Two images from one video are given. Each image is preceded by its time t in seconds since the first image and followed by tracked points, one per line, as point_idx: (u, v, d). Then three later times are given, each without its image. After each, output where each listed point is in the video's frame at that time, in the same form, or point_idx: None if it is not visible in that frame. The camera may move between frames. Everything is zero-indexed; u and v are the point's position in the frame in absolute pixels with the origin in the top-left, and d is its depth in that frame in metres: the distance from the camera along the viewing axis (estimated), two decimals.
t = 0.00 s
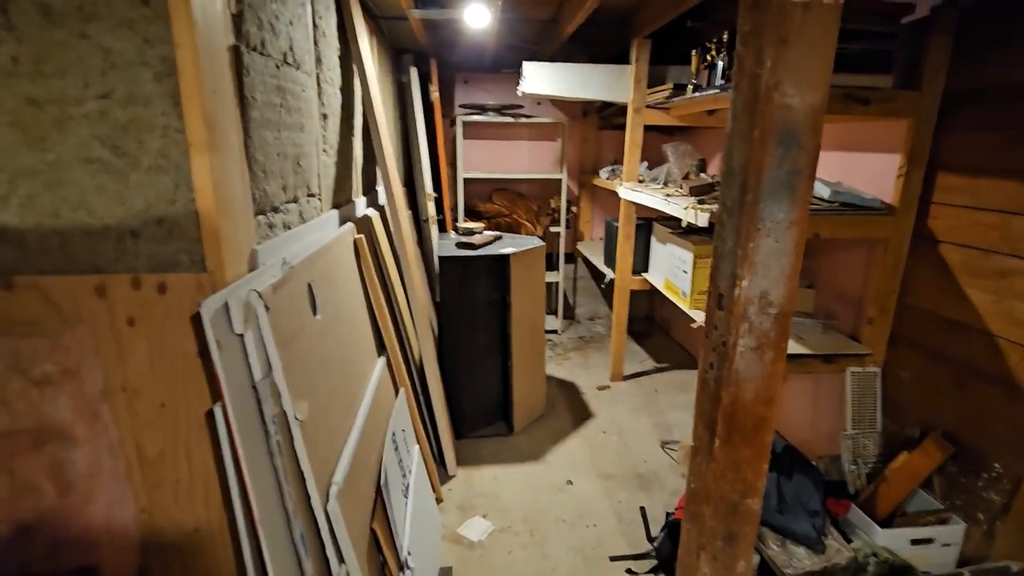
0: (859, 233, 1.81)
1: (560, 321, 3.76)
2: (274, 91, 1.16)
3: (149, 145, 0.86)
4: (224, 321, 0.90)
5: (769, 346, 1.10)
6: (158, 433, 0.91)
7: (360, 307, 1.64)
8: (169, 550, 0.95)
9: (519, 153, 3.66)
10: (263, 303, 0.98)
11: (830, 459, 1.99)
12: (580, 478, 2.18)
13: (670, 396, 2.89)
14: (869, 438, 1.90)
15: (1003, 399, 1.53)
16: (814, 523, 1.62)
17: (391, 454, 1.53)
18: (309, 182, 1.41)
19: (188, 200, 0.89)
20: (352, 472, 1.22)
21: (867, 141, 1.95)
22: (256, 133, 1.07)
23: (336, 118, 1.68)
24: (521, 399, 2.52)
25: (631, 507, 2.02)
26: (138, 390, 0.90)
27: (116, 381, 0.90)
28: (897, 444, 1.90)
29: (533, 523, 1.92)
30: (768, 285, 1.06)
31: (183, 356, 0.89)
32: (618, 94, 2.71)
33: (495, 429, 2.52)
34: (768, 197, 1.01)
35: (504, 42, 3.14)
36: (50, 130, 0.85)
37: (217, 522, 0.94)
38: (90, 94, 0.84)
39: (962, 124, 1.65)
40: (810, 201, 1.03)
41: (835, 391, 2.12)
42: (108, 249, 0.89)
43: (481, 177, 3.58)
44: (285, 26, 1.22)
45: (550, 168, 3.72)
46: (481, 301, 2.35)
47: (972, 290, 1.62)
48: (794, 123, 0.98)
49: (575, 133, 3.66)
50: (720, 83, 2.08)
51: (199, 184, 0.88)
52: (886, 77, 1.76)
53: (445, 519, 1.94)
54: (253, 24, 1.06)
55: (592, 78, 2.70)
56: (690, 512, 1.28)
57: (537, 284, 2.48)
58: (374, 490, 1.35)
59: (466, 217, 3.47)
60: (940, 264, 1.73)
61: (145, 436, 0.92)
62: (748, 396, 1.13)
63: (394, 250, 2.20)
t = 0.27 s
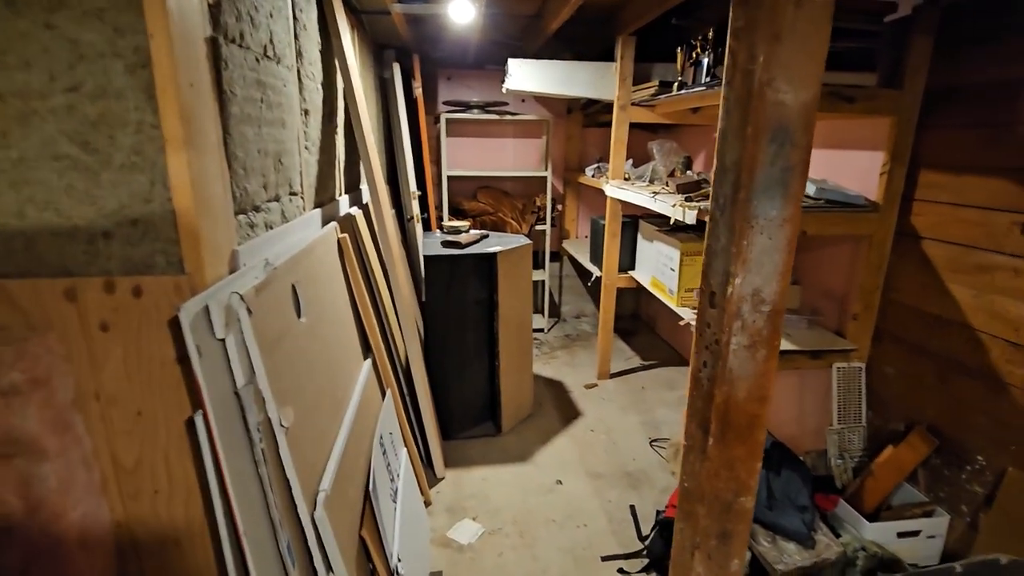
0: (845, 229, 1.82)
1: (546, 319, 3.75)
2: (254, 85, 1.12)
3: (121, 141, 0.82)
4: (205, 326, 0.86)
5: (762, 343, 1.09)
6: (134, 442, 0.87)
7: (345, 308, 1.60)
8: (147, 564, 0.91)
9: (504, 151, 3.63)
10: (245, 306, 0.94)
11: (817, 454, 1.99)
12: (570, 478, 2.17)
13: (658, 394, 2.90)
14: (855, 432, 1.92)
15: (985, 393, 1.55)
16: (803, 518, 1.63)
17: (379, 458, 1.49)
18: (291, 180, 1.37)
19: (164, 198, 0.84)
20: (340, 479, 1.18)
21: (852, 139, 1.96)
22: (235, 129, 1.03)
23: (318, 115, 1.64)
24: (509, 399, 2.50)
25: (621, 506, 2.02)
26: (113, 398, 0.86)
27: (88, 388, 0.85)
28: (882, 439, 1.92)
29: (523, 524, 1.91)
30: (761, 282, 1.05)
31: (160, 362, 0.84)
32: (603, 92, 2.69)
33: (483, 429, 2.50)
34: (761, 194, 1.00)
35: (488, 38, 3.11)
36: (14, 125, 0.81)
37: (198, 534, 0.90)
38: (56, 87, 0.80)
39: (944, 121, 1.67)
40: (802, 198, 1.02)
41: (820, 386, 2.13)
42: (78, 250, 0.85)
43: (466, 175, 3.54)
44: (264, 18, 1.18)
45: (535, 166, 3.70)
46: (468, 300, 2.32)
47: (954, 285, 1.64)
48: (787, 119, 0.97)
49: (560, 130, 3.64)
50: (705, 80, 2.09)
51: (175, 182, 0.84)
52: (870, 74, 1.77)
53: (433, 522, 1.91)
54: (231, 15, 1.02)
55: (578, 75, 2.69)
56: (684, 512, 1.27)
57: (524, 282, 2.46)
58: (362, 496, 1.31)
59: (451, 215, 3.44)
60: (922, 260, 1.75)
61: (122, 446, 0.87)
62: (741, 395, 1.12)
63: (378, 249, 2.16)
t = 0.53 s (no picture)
0: (836, 228, 1.82)
1: (537, 319, 3.73)
2: (239, 81, 1.09)
3: (101, 139, 0.79)
4: (190, 331, 0.82)
5: (759, 344, 1.08)
6: (117, 452, 0.84)
7: (335, 310, 1.57)
8: None
9: (493, 149, 3.61)
10: (232, 309, 0.91)
11: (808, 452, 2.00)
12: (563, 479, 2.16)
13: (649, 392, 2.90)
14: (846, 430, 1.93)
15: (974, 390, 1.56)
16: (797, 517, 1.63)
17: (371, 463, 1.47)
18: (278, 179, 1.34)
19: (147, 198, 0.81)
20: (331, 485, 1.15)
21: (842, 138, 1.97)
22: (220, 126, 1.00)
23: (305, 113, 1.60)
24: (501, 399, 2.48)
25: (615, 506, 2.01)
26: (93, 407, 0.82)
27: (68, 397, 0.82)
28: (872, 436, 1.93)
29: (516, 526, 1.89)
30: (758, 282, 1.04)
31: (143, 369, 0.81)
32: (593, 90, 2.68)
33: (475, 430, 2.48)
34: (758, 193, 0.99)
35: (477, 36, 3.09)
36: None
37: (185, 546, 0.87)
38: (31, 82, 0.77)
39: (932, 120, 1.68)
40: (799, 197, 1.02)
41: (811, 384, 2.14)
42: (55, 253, 0.81)
43: (455, 174, 3.51)
44: (250, 12, 1.14)
45: (524, 164, 3.68)
46: (459, 300, 2.30)
47: (942, 283, 1.65)
48: (784, 117, 0.96)
49: (549, 129, 3.63)
50: (695, 79, 2.08)
51: (158, 181, 0.81)
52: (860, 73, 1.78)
53: (425, 526, 1.89)
54: (216, 9, 0.98)
55: (568, 73, 2.67)
56: (680, 513, 1.27)
57: (516, 282, 2.44)
58: (354, 502, 1.29)
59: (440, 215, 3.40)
60: (911, 258, 1.76)
61: (103, 456, 0.84)
62: (738, 395, 1.11)
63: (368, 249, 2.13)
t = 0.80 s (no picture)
0: (834, 226, 1.82)
1: (531, 318, 3.71)
2: (231, 77, 1.06)
3: (88, 136, 0.76)
4: (182, 335, 0.79)
5: (761, 344, 1.07)
6: (106, 460, 0.81)
7: (329, 311, 1.54)
8: None
9: (487, 148, 3.59)
10: (225, 312, 0.88)
11: (805, 450, 2.00)
12: (560, 480, 2.14)
13: (644, 392, 2.89)
14: (842, 429, 1.94)
15: (972, 388, 1.57)
16: (796, 516, 1.63)
17: (366, 466, 1.44)
18: (270, 177, 1.31)
19: (137, 197, 0.78)
20: (327, 491, 1.13)
21: (838, 136, 1.97)
22: (212, 123, 0.97)
23: (298, 110, 1.57)
24: (496, 400, 2.46)
25: (612, 507, 2.00)
26: (81, 413, 0.79)
27: (54, 404, 0.79)
28: (869, 435, 1.93)
29: (514, 529, 1.87)
30: (761, 282, 1.03)
31: (133, 373, 0.78)
32: (588, 88, 2.67)
33: (470, 432, 2.46)
34: (761, 192, 0.98)
35: (471, 33, 3.06)
36: None
37: (179, 557, 0.85)
38: (14, 76, 0.74)
39: (928, 118, 1.68)
40: (802, 196, 1.00)
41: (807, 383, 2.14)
42: (40, 254, 0.78)
43: (448, 172, 3.48)
44: (241, 6, 1.11)
45: (518, 163, 3.66)
46: (454, 301, 2.28)
47: (940, 282, 1.66)
48: (788, 115, 0.95)
49: (543, 128, 3.62)
50: (692, 77, 2.06)
51: (147, 180, 0.78)
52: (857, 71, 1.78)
53: (422, 529, 1.86)
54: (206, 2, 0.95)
55: (563, 71, 2.65)
56: (681, 515, 1.26)
57: (511, 282, 2.42)
58: (350, 508, 1.26)
59: (434, 214, 3.37)
60: (908, 257, 1.76)
61: (92, 464, 0.81)
62: (741, 396, 1.10)
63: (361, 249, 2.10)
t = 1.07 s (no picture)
0: (833, 225, 1.81)
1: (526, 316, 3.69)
2: (222, 70, 1.02)
3: (71, 130, 0.73)
4: (171, 337, 0.76)
5: (766, 344, 1.05)
6: (93, 467, 0.78)
7: (323, 311, 1.51)
8: None
9: (481, 145, 3.56)
10: (216, 314, 0.85)
11: (803, 450, 1.99)
12: (557, 480, 2.12)
13: (641, 391, 2.88)
14: (841, 428, 1.93)
15: (972, 387, 1.56)
16: (795, 517, 1.62)
17: (362, 469, 1.41)
18: (263, 174, 1.27)
19: (124, 194, 0.75)
20: (322, 496, 1.10)
21: (837, 134, 1.96)
22: (202, 117, 0.94)
23: (291, 105, 1.54)
24: (492, 399, 2.44)
25: (610, 507, 1.98)
26: (65, 419, 0.76)
27: (38, 409, 0.76)
28: (867, 434, 1.93)
29: (511, 530, 1.85)
30: (766, 281, 1.01)
31: (120, 377, 0.75)
32: (584, 85, 2.64)
33: (466, 432, 2.44)
34: (767, 190, 0.96)
35: (465, 29, 3.03)
36: None
37: (169, 567, 0.81)
38: None
39: (928, 116, 1.67)
40: (808, 194, 0.98)
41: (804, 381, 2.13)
42: (21, 254, 0.75)
43: (443, 170, 3.45)
44: None
45: (513, 160, 3.63)
46: (450, 299, 2.25)
47: (939, 280, 1.65)
48: (795, 112, 0.93)
49: (538, 125, 3.60)
50: (690, 74, 2.04)
51: (134, 176, 0.75)
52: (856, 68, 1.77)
53: (418, 531, 1.84)
54: None
55: (559, 67, 2.63)
56: (682, 517, 1.24)
57: (507, 280, 2.39)
58: (346, 512, 1.24)
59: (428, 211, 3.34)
60: (907, 255, 1.75)
61: (78, 471, 0.78)
62: (745, 397, 1.08)
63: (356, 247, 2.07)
